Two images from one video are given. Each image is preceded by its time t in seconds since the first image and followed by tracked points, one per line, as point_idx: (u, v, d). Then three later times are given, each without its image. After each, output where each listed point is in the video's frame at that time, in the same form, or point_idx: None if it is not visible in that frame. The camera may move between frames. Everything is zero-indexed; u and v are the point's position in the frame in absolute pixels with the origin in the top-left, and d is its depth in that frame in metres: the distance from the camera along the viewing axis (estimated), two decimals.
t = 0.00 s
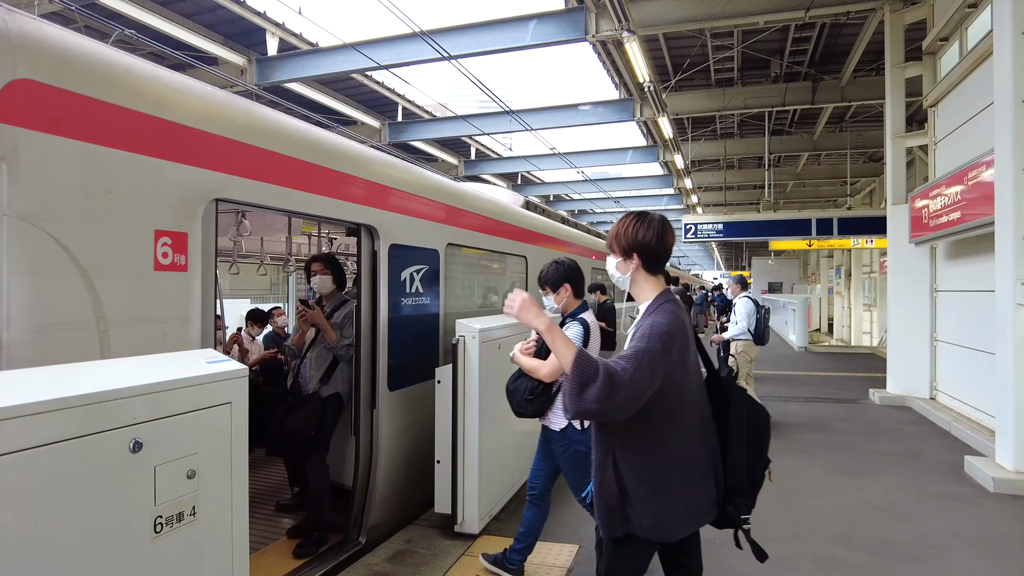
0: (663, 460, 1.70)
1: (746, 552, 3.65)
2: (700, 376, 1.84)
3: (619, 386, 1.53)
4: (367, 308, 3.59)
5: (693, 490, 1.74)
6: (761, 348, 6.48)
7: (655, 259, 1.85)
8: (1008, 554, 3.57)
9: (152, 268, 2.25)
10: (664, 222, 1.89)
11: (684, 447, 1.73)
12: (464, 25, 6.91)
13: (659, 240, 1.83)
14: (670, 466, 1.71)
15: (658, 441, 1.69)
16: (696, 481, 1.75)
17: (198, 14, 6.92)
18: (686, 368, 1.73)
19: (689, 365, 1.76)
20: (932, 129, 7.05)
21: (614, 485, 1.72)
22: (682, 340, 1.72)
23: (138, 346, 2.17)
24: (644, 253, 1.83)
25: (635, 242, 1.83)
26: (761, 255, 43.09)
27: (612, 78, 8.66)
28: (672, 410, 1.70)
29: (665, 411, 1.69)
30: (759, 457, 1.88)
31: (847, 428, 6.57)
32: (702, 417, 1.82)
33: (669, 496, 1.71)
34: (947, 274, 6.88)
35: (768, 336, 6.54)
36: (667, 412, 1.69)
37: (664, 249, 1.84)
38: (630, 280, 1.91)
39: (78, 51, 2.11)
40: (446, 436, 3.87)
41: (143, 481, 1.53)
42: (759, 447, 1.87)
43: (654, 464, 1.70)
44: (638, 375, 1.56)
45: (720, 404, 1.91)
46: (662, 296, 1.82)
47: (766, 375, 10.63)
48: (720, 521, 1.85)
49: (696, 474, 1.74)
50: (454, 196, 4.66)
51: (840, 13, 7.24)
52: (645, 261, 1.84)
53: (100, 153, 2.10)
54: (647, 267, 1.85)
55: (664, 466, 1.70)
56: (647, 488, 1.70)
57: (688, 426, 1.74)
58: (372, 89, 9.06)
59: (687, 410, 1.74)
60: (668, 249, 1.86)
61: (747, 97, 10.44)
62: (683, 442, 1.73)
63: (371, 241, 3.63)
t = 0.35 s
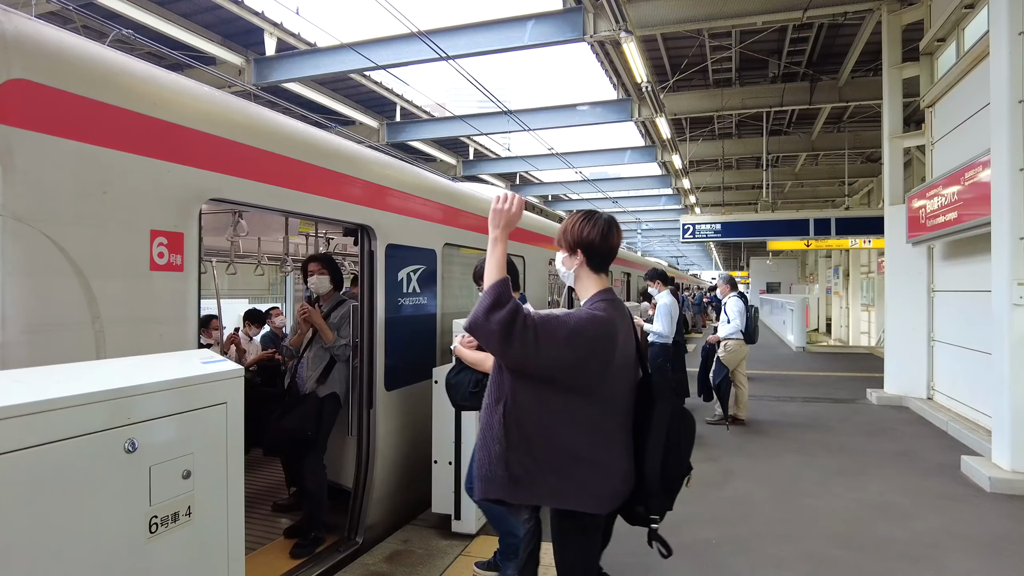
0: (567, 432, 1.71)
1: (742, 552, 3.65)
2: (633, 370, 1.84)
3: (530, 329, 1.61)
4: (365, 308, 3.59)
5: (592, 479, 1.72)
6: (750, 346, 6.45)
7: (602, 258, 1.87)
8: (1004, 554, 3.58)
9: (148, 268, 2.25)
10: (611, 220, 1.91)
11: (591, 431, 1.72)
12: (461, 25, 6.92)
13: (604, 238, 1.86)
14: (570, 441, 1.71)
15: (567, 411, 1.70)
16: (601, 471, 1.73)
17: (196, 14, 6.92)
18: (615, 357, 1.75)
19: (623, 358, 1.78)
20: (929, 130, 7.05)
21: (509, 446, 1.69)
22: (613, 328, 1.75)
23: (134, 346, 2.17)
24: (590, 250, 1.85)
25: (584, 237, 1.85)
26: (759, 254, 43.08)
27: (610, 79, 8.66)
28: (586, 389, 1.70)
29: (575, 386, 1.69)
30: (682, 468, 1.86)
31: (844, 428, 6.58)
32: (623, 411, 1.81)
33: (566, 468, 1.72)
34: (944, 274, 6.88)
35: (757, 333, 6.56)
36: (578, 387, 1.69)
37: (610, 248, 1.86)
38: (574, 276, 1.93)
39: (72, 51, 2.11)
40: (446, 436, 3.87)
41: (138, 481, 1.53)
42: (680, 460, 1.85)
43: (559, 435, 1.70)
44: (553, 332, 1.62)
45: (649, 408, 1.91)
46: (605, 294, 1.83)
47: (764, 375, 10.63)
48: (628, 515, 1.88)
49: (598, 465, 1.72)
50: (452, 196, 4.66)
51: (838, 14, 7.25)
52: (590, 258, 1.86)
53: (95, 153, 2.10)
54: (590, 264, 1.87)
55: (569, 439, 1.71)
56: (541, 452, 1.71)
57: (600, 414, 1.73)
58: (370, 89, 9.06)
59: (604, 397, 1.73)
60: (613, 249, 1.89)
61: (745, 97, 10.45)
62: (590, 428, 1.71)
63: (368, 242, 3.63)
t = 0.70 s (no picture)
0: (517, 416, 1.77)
1: (739, 551, 3.66)
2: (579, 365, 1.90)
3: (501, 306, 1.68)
4: (363, 309, 3.57)
5: (537, 464, 1.80)
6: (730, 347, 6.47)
7: (551, 257, 1.91)
8: (999, 553, 3.59)
9: (145, 268, 2.26)
10: (561, 223, 1.95)
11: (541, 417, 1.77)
12: (457, 25, 6.93)
13: (551, 239, 1.89)
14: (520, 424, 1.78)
15: (518, 398, 1.76)
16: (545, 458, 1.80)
17: (194, 14, 6.92)
18: (565, 347, 1.83)
19: (573, 349, 1.85)
20: (926, 130, 7.07)
21: (473, 415, 1.75)
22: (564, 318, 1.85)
23: (131, 346, 2.17)
24: (538, 250, 1.89)
25: (531, 238, 1.89)
26: (757, 254, 43.12)
27: (608, 79, 8.65)
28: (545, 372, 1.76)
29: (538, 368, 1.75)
30: (631, 472, 1.89)
31: (841, 427, 6.60)
32: (571, 402, 1.89)
33: (520, 449, 1.79)
34: (941, 274, 6.90)
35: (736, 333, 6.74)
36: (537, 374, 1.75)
37: (559, 247, 1.91)
38: (525, 276, 1.97)
39: (69, 51, 2.11)
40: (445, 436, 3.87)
41: (134, 481, 1.53)
42: (627, 461, 1.88)
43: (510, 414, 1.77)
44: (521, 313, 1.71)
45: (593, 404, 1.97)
46: (553, 292, 1.89)
47: (761, 375, 10.65)
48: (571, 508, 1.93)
49: (543, 451, 1.80)
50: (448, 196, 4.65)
51: (835, 14, 7.26)
52: (538, 259, 1.90)
53: (93, 154, 2.10)
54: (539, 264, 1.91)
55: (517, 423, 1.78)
56: (500, 432, 1.78)
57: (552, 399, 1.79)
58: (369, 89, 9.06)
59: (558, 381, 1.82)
60: (562, 249, 1.94)
61: (742, 97, 10.45)
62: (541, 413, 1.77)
63: (366, 242, 3.63)
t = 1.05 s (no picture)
0: (451, 431, 2.01)
1: (736, 551, 3.66)
2: (516, 375, 2.09)
3: (428, 342, 1.98)
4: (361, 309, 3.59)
5: (479, 468, 2.02)
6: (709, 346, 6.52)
7: (501, 264, 2.15)
8: (994, 552, 3.61)
9: (143, 269, 2.26)
10: (510, 231, 2.18)
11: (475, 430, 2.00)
12: (456, 25, 6.93)
13: (500, 247, 2.14)
14: (456, 439, 2.01)
15: (454, 412, 2.00)
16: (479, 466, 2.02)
17: (192, 14, 6.92)
18: (501, 358, 2.04)
19: (508, 360, 2.06)
20: (923, 131, 7.09)
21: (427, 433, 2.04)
22: (505, 330, 2.06)
23: (128, 347, 2.18)
24: (489, 258, 2.14)
25: (483, 247, 2.13)
26: (755, 255, 43.21)
27: (606, 79, 8.66)
28: (474, 392, 2.00)
29: (467, 389, 1.99)
30: (564, 471, 2.07)
31: (837, 427, 6.62)
32: (514, 406, 2.10)
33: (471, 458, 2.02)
34: (937, 274, 6.92)
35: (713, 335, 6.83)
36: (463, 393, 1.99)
37: (508, 257, 2.15)
38: (479, 281, 2.21)
39: (66, 53, 2.12)
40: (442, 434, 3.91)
41: (130, 481, 1.54)
42: (559, 462, 2.06)
43: (449, 431, 2.01)
44: (444, 339, 1.98)
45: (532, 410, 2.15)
46: (503, 297, 2.14)
47: (759, 375, 10.67)
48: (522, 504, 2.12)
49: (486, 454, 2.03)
50: (446, 197, 4.67)
51: (832, 15, 7.29)
52: (490, 265, 2.15)
53: (90, 155, 2.11)
54: (493, 271, 2.15)
55: (454, 438, 2.01)
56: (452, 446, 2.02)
57: (483, 412, 2.02)
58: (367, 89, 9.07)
59: (496, 391, 2.04)
60: (513, 257, 2.18)
61: (740, 97, 10.47)
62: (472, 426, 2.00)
63: (363, 242, 3.64)
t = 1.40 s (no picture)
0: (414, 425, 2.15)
1: (731, 551, 3.67)
2: (476, 365, 2.27)
3: (389, 343, 2.14)
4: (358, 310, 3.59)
5: (446, 457, 2.17)
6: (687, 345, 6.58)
7: (449, 261, 2.35)
8: (988, 551, 3.63)
9: (139, 270, 2.26)
10: (453, 231, 2.40)
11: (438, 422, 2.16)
12: (454, 26, 6.94)
13: (445, 246, 2.34)
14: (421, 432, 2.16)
15: (419, 406, 2.15)
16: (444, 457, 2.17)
17: (189, 14, 6.91)
18: (459, 351, 2.22)
19: (467, 351, 2.24)
20: (919, 132, 7.11)
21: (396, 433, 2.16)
22: (462, 323, 2.24)
23: (125, 348, 2.18)
24: (438, 257, 2.34)
25: (429, 247, 2.35)
26: (753, 255, 43.29)
27: (604, 79, 8.66)
28: (436, 385, 2.17)
29: (428, 383, 2.15)
30: (530, 450, 2.26)
31: (833, 427, 6.63)
32: (477, 396, 2.27)
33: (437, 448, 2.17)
34: (933, 274, 6.94)
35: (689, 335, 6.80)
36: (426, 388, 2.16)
37: (455, 254, 2.36)
38: (431, 280, 2.41)
39: (61, 53, 2.11)
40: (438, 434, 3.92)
41: (126, 482, 1.54)
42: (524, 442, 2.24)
43: (416, 425, 2.15)
44: (405, 339, 2.15)
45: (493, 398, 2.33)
46: (455, 291, 2.33)
47: (755, 375, 10.70)
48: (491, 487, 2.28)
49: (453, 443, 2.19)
50: (445, 197, 4.69)
51: (829, 16, 7.31)
52: (438, 264, 2.35)
53: (86, 156, 2.11)
54: (442, 269, 2.35)
55: (419, 431, 2.15)
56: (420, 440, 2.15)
57: (446, 403, 2.19)
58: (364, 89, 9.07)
59: (457, 383, 2.21)
60: (458, 254, 2.38)
61: (737, 98, 10.50)
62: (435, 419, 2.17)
63: (361, 243, 3.65)
